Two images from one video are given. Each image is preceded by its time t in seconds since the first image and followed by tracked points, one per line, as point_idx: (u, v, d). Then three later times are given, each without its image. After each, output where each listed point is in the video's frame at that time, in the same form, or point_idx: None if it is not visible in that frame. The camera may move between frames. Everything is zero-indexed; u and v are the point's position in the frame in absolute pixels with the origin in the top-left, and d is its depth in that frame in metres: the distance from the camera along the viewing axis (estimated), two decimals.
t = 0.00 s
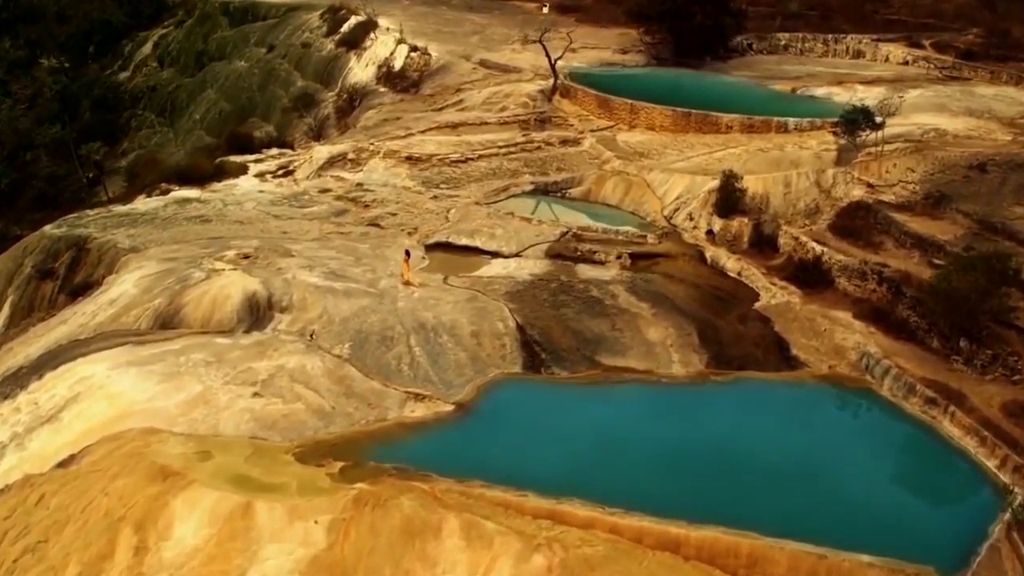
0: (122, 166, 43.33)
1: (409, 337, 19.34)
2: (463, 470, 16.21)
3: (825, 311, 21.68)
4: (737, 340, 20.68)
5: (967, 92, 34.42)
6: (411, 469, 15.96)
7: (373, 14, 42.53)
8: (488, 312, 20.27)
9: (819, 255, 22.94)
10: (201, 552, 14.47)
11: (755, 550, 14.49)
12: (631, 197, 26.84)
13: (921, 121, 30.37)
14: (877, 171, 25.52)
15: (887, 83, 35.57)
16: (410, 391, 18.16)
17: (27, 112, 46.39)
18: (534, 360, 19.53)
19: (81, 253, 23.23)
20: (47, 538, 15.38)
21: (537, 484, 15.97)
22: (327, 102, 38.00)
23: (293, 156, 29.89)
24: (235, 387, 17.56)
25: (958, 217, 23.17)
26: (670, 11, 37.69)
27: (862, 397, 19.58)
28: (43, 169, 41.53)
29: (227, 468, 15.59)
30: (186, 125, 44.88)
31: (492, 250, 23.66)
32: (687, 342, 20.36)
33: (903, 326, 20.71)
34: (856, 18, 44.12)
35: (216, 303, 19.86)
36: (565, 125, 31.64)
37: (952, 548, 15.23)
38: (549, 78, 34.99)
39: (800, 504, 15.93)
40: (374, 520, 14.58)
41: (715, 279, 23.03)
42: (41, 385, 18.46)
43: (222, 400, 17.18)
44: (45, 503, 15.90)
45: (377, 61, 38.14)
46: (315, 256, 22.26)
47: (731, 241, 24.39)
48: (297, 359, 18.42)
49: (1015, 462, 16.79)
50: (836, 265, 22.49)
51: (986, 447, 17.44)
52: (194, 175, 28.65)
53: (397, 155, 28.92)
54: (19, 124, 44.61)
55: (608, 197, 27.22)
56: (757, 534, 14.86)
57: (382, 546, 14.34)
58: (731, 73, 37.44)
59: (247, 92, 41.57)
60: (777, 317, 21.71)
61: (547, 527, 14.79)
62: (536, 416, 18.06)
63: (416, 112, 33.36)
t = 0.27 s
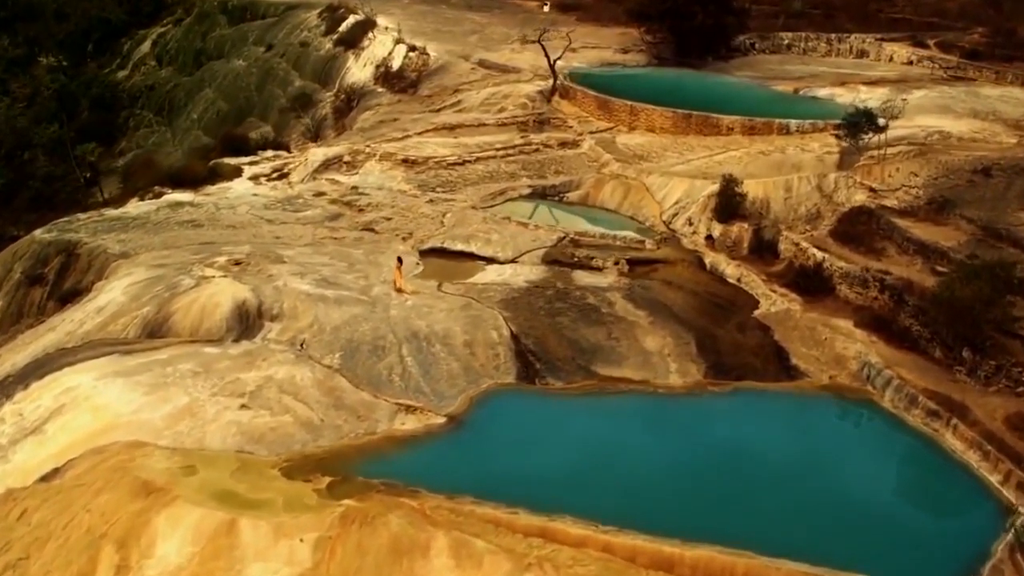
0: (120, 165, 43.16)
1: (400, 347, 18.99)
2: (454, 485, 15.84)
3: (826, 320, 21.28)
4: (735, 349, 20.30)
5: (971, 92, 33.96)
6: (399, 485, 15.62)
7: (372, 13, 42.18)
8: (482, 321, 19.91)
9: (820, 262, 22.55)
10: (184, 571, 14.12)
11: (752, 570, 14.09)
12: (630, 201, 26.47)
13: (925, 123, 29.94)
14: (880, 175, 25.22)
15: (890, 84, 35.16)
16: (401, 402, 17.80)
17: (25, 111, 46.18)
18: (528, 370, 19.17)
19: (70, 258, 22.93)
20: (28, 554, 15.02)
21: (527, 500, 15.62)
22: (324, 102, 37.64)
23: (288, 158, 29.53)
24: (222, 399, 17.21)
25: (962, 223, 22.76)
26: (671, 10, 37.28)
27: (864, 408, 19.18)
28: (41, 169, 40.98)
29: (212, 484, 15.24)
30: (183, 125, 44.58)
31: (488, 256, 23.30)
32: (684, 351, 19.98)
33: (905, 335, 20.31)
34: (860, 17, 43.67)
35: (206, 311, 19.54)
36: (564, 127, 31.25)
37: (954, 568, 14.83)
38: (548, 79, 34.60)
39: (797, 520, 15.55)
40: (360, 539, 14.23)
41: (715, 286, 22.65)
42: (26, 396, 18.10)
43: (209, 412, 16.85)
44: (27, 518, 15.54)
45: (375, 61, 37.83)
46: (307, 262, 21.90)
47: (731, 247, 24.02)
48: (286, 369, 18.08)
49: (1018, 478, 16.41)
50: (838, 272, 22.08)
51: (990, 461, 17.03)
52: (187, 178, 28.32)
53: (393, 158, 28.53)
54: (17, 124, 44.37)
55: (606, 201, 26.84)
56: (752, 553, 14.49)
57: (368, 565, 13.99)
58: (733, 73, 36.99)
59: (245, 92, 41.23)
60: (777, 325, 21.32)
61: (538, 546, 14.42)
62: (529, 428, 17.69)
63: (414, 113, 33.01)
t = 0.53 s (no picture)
0: (116, 164, 42.67)
1: (389, 360, 18.51)
2: (441, 507, 15.37)
3: (827, 331, 20.76)
4: (733, 362, 19.80)
5: (977, 93, 33.38)
6: (385, 506, 15.20)
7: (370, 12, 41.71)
8: (473, 333, 19.45)
9: (821, 271, 22.02)
10: None
11: None
12: (627, 206, 25.95)
13: (930, 126, 29.37)
14: (884, 181, 24.62)
15: (895, 84, 34.58)
16: (388, 419, 17.35)
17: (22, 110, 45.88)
18: (519, 384, 18.69)
19: (56, 266, 22.51)
20: None
21: (517, 521, 15.19)
22: (321, 102, 37.22)
23: (281, 161, 29.06)
24: (203, 416, 16.77)
25: (966, 231, 22.22)
26: (673, 9, 36.72)
27: (864, 423, 18.68)
28: (37, 168, 40.42)
29: (191, 507, 14.79)
30: (180, 124, 44.08)
31: (482, 264, 22.82)
32: (680, 365, 19.49)
33: (908, 348, 19.79)
34: (864, 15, 43.04)
35: (190, 322, 19.09)
36: (562, 129, 30.72)
37: None
38: (547, 79, 34.07)
39: (794, 542, 15.11)
40: (342, 565, 13.79)
41: (713, 295, 22.15)
42: (5, 410, 17.65)
43: (190, 430, 16.40)
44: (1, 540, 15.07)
45: (372, 61, 37.42)
46: (296, 271, 21.44)
47: (729, 255, 23.53)
48: (271, 384, 17.62)
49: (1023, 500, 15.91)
50: (839, 282, 21.56)
51: (993, 482, 16.53)
52: (177, 182, 27.86)
53: (388, 161, 28.02)
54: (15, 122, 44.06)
55: (603, 206, 26.32)
56: None
57: None
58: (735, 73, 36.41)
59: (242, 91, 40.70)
60: (775, 337, 20.82)
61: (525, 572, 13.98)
62: (520, 445, 17.24)
63: (410, 115, 32.54)
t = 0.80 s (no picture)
0: (111, 162, 42.27)
1: (376, 374, 18.07)
2: (425, 532, 14.90)
3: (827, 343, 20.25)
4: (730, 376, 19.32)
5: (983, 95, 32.78)
6: (368, 530, 14.75)
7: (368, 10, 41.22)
8: (463, 345, 18.99)
9: (822, 280, 21.51)
10: None
11: None
12: (624, 212, 25.46)
13: (934, 129, 28.80)
14: (887, 187, 24.05)
15: (900, 85, 34.01)
16: (374, 436, 16.90)
17: (19, 109, 45.76)
18: (510, 399, 18.22)
19: (41, 274, 22.09)
20: None
21: (504, 547, 14.73)
22: (317, 103, 36.75)
23: (273, 165, 28.61)
24: (184, 433, 16.34)
25: (971, 240, 21.70)
26: (674, 9, 36.17)
27: (864, 439, 18.17)
28: (32, 168, 40.08)
29: (168, 531, 14.37)
30: (177, 123, 43.46)
31: (475, 272, 22.35)
32: (675, 379, 19.01)
33: (910, 361, 19.26)
34: (869, 13, 42.43)
35: (174, 335, 18.66)
36: (560, 131, 30.19)
37: None
38: (545, 80, 33.53)
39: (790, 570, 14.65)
40: None
41: (710, 305, 21.67)
42: None
43: (170, 448, 15.97)
44: None
45: (368, 60, 36.97)
46: (284, 280, 20.99)
47: (728, 263, 23.04)
48: (254, 400, 17.17)
49: None
50: (840, 292, 21.03)
51: (996, 504, 16.06)
52: (168, 186, 27.48)
53: (381, 165, 27.53)
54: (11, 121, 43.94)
55: (600, 213, 25.81)
56: None
57: None
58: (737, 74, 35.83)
59: (239, 92, 39.77)
60: (774, 349, 20.33)
61: None
62: (509, 464, 16.78)
63: (406, 117, 32.09)
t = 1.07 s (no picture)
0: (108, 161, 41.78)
1: (363, 390, 17.62)
2: (408, 556, 14.48)
3: (827, 355, 19.73)
4: (726, 391, 18.83)
5: (989, 96, 32.19)
6: (350, 556, 14.34)
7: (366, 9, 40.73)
8: (453, 359, 18.52)
9: (822, 291, 20.98)
10: None
11: None
12: (621, 218, 24.95)
13: (939, 132, 28.23)
14: (890, 194, 23.50)
15: (905, 86, 33.41)
16: (359, 455, 16.46)
17: (16, 108, 45.31)
18: (499, 415, 17.74)
19: (25, 283, 21.65)
20: None
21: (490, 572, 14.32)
22: (314, 103, 36.24)
23: (266, 168, 28.15)
24: (164, 452, 15.89)
25: (975, 249, 21.17)
26: (675, 8, 35.58)
27: (865, 457, 17.68)
28: (28, 168, 39.61)
29: (143, 557, 14.00)
30: (173, 122, 42.91)
31: (467, 281, 21.88)
32: (670, 394, 18.52)
33: (912, 376, 18.73)
34: (874, 12, 41.81)
35: (156, 348, 18.20)
36: (558, 134, 29.66)
37: None
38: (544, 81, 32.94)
39: None
40: None
41: (708, 317, 21.17)
42: None
43: (148, 468, 15.53)
44: None
45: (365, 60, 36.47)
46: (271, 291, 20.53)
47: (727, 272, 22.55)
48: (237, 417, 16.73)
49: None
50: (840, 304, 20.51)
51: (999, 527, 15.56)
52: (158, 191, 27.05)
53: (375, 169, 27.05)
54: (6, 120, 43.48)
55: (596, 219, 25.30)
56: None
57: None
58: (739, 74, 35.25)
59: (235, 92, 38.23)
60: (773, 361, 19.83)
61: None
62: (497, 483, 16.34)
63: (402, 119, 31.62)
